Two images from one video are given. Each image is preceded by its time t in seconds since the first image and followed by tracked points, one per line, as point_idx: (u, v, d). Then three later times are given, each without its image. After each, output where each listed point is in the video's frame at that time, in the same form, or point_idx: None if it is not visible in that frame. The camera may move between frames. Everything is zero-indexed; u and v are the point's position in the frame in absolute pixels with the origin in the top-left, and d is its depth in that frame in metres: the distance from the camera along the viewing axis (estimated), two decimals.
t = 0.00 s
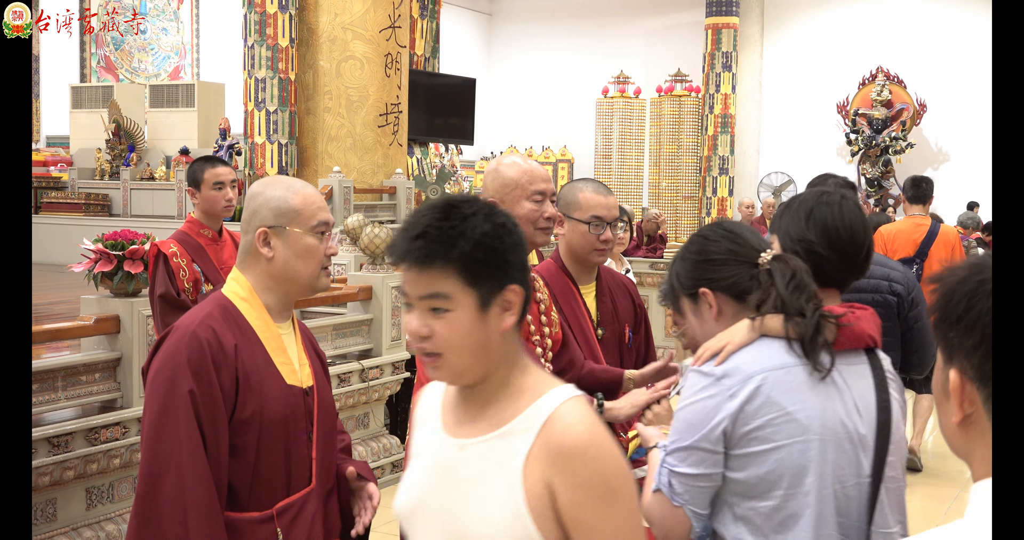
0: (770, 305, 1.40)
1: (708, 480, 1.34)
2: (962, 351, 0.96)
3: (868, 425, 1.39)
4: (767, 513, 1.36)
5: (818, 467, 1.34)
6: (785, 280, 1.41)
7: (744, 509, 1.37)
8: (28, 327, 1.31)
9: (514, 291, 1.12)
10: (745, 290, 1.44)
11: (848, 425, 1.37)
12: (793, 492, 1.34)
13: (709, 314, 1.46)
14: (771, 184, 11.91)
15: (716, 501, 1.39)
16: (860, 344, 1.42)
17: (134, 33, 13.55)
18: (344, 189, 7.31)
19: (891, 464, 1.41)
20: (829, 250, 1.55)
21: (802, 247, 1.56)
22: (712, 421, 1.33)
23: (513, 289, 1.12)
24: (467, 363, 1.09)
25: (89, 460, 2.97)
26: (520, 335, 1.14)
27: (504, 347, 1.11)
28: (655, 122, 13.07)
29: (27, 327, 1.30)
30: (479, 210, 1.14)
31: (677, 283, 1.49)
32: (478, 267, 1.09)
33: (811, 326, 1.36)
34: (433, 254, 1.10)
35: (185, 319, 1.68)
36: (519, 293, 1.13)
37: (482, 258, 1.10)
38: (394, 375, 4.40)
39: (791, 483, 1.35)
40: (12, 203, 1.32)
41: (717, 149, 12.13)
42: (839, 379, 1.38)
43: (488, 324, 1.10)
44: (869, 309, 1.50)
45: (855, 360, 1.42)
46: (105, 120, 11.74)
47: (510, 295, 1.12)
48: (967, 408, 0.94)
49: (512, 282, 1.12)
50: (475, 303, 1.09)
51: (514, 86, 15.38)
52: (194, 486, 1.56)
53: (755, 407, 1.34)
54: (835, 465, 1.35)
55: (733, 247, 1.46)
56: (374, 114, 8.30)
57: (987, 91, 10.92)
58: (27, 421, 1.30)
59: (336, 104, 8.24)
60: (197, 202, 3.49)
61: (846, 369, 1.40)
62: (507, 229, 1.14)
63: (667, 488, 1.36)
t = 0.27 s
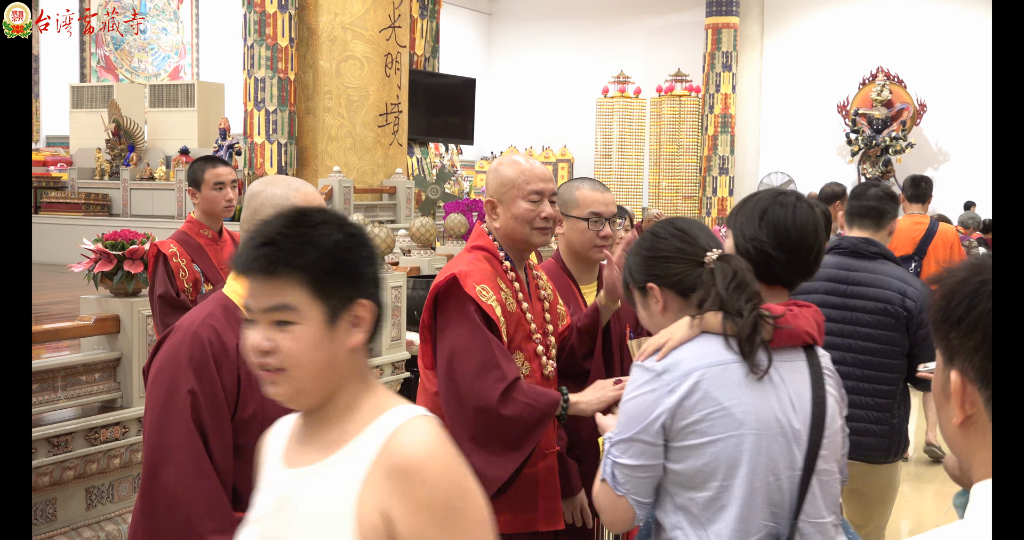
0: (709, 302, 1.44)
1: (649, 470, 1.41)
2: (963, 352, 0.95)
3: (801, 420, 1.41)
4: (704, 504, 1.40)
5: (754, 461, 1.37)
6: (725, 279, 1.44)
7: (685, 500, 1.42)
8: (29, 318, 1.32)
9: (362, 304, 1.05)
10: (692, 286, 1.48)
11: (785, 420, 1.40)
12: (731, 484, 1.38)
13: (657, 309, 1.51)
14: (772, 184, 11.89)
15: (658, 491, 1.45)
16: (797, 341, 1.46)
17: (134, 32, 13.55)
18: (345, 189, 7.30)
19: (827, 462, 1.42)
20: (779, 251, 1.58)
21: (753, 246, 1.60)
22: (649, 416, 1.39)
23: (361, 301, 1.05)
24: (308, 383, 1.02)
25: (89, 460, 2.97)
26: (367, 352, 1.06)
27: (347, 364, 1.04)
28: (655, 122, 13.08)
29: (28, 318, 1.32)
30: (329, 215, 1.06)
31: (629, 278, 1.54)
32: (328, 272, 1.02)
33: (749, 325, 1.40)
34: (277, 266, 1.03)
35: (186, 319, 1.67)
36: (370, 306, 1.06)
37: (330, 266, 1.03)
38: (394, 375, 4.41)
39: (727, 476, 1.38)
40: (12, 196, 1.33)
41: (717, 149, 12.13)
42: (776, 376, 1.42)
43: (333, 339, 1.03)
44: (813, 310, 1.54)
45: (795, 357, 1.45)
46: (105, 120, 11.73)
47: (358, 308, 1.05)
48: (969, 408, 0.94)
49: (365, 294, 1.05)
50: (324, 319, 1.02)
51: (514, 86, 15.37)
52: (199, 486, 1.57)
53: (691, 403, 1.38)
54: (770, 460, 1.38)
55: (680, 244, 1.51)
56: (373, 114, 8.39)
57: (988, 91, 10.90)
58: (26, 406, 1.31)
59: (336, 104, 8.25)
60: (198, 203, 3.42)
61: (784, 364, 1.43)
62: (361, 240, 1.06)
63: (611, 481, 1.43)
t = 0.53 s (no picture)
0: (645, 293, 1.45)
1: (589, 462, 1.43)
2: (964, 352, 0.95)
3: (732, 412, 1.41)
4: (640, 494, 1.41)
5: (688, 452, 1.37)
6: (662, 272, 1.43)
7: (624, 490, 1.42)
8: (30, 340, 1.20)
9: (209, 292, 0.96)
10: (635, 278, 1.47)
11: (718, 412, 1.39)
12: (666, 475, 1.38)
13: (601, 298, 1.51)
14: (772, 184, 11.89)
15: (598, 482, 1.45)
16: (736, 334, 1.46)
17: (133, 32, 13.57)
18: (345, 189, 7.31)
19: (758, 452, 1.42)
20: (727, 242, 1.55)
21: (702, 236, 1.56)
22: (585, 409, 1.40)
23: (207, 290, 0.95)
24: (143, 376, 0.91)
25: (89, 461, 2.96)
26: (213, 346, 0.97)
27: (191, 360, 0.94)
28: (655, 122, 13.09)
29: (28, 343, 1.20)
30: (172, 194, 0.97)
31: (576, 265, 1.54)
32: (164, 265, 0.92)
33: (685, 319, 1.39)
34: (113, 244, 0.92)
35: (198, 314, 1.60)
36: (216, 296, 0.96)
37: (176, 249, 0.93)
38: (394, 376, 4.40)
39: (661, 467, 1.38)
40: (13, 204, 1.21)
41: (717, 149, 12.14)
42: (710, 368, 1.41)
43: (175, 330, 0.93)
44: (752, 302, 1.54)
45: (732, 348, 1.46)
46: (105, 120, 11.74)
47: (204, 298, 0.95)
48: (968, 408, 0.94)
49: (210, 281, 0.96)
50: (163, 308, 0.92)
51: (514, 86, 15.39)
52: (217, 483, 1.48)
53: (626, 396, 1.38)
54: (704, 452, 1.38)
55: (625, 233, 1.49)
56: (373, 114, 8.37)
57: (988, 91, 10.90)
58: (28, 426, 1.17)
59: (336, 104, 8.25)
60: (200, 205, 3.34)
61: (719, 355, 1.43)
62: (208, 223, 0.98)
63: (554, 471, 1.45)
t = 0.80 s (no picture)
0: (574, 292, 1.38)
1: (524, 456, 1.36)
2: (973, 351, 0.93)
3: (664, 412, 1.32)
4: (574, 490, 1.34)
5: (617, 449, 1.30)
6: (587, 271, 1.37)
7: (564, 485, 1.35)
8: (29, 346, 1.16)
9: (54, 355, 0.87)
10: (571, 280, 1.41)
11: (647, 408, 1.31)
12: (597, 468, 1.31)
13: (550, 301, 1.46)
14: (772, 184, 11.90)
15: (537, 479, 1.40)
16: (669, 328, 1.35)
17: (133, 32, 13.57)
18: (345, 189, 7.32)
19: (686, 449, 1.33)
20: (666, 241, 1.43)
21: (641, 236, 1.44)
22: (513, 404, 1.35)
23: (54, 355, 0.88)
24: None
25: (89, 461, 2.98)
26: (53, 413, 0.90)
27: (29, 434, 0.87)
28: (655, 123, 13.09)
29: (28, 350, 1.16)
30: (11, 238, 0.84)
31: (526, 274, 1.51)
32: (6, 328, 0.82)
33: (599, 313, 1.32)
34: None
35: (191, 316, 1.56)
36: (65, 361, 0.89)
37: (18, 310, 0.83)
38: (394, 375, 4.40)
39: (593, 462, 1.32)
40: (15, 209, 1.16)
41: (717, 149, 12.14)
42: (635, 360, 1.32)
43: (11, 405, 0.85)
44: (690, 298, 1.42)
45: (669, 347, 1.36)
46: (104, 120, 11.74)
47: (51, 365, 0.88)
48: (976, 411, 0.93)
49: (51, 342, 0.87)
50: None
51: (515, 86, 15.39)
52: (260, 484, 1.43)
53: (556, 391, 1.32)
54: (634, 448, 1.30)
55: (561, 237, 1.44)
56: (373, 114, 8.39)
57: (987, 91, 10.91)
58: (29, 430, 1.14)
59: (336, 104, 8.25)
60: (200, 204, 3.32)
61: (651, 353, 1.34)
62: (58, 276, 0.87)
63: (491, 465, 1.39)
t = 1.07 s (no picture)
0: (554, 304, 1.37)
1: (509, 460, 1.36)
2: (981, 350, 0.88)
3: (645, 414, 1.32)
4: (557, 492, 1.33)
5: (600, 450, 1.30)
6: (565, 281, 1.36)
7: (546, 487, 1.35)
8: (30, 348, 1.16)
9: None
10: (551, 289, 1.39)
11: (629, 408, 1.31)
12: (579, 471, 1.31)
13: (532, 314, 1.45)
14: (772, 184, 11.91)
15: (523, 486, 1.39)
16: (644, 332, 1.38)
17: (133, 33, 13.57)
18: (345, 189, 7.32)
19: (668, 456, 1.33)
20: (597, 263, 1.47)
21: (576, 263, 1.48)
22: (494, 409, 1.36)
23: None
24: None
25: (89, 461, 2.97)
26: None
27: None
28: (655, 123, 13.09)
29: (28, 352, 1.15)
30: None
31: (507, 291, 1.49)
32: None
33: (578, 318, 1.32)
34: None
35: (186, 316, 1.57)
36: None
37: None
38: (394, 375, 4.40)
39: (575, 463, 1.31)
40: (12, 210, 1.16)
41: (717, 149, 12.14)
42: (611, 363, 1.34)
43: None
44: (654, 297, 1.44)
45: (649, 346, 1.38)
46: (105, 120, 11.74)
47: None
48: (984, 408, 0.89)
49: None
50: None
51: (515, 86, 15.39)
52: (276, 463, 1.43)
53: (538, 395, 1.32)
54: (615, 449, 1.30)
55: (535, 252, 1.43)
56: (373, 114, 8.40)
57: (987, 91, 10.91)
58: (29, 429, 1.14)
59: (336, 104, 8.25)
60: (200, 203, 3.33)
61: (631, 353, 1.36)
62: None
63: (478, 470, 1.40)
